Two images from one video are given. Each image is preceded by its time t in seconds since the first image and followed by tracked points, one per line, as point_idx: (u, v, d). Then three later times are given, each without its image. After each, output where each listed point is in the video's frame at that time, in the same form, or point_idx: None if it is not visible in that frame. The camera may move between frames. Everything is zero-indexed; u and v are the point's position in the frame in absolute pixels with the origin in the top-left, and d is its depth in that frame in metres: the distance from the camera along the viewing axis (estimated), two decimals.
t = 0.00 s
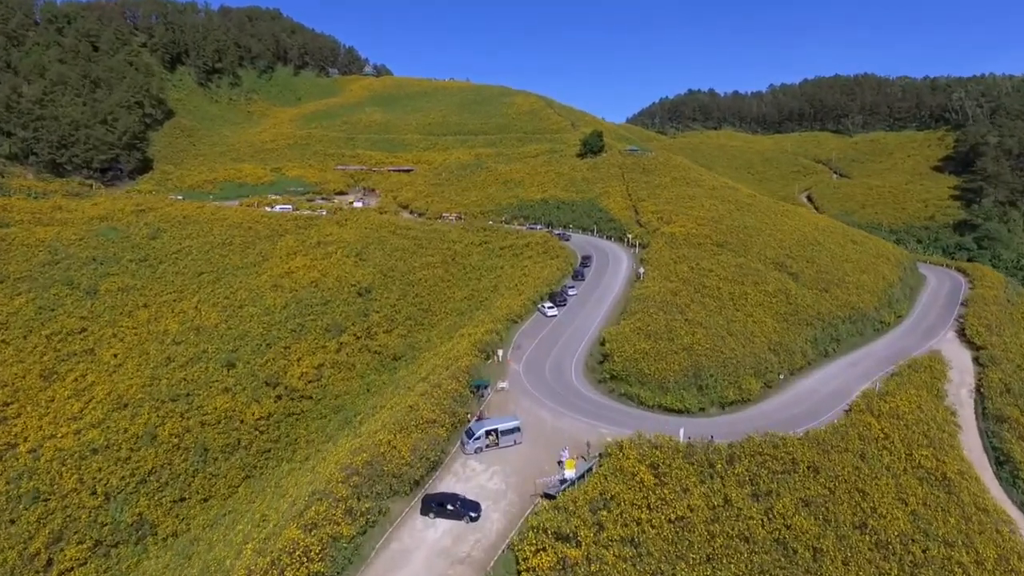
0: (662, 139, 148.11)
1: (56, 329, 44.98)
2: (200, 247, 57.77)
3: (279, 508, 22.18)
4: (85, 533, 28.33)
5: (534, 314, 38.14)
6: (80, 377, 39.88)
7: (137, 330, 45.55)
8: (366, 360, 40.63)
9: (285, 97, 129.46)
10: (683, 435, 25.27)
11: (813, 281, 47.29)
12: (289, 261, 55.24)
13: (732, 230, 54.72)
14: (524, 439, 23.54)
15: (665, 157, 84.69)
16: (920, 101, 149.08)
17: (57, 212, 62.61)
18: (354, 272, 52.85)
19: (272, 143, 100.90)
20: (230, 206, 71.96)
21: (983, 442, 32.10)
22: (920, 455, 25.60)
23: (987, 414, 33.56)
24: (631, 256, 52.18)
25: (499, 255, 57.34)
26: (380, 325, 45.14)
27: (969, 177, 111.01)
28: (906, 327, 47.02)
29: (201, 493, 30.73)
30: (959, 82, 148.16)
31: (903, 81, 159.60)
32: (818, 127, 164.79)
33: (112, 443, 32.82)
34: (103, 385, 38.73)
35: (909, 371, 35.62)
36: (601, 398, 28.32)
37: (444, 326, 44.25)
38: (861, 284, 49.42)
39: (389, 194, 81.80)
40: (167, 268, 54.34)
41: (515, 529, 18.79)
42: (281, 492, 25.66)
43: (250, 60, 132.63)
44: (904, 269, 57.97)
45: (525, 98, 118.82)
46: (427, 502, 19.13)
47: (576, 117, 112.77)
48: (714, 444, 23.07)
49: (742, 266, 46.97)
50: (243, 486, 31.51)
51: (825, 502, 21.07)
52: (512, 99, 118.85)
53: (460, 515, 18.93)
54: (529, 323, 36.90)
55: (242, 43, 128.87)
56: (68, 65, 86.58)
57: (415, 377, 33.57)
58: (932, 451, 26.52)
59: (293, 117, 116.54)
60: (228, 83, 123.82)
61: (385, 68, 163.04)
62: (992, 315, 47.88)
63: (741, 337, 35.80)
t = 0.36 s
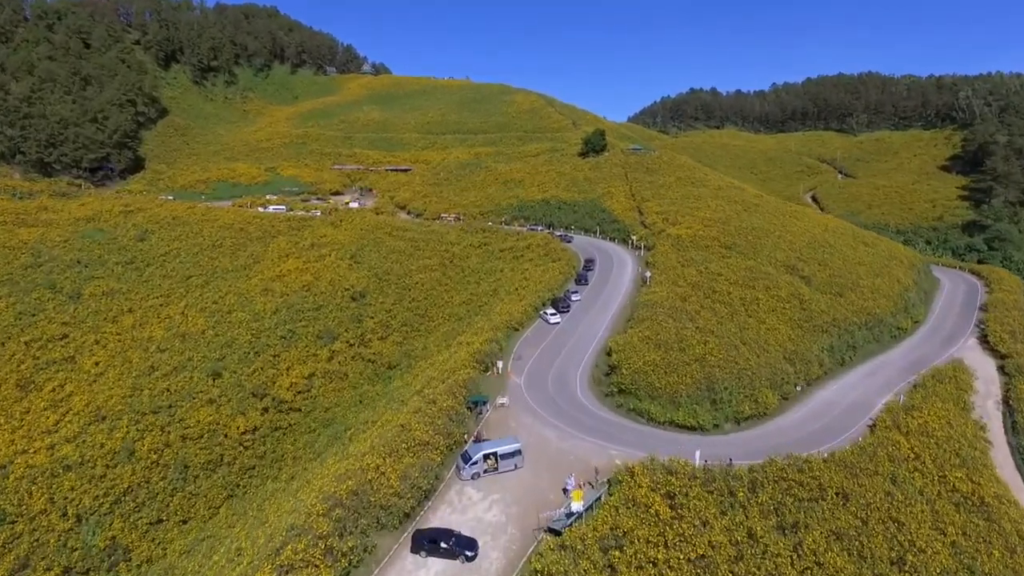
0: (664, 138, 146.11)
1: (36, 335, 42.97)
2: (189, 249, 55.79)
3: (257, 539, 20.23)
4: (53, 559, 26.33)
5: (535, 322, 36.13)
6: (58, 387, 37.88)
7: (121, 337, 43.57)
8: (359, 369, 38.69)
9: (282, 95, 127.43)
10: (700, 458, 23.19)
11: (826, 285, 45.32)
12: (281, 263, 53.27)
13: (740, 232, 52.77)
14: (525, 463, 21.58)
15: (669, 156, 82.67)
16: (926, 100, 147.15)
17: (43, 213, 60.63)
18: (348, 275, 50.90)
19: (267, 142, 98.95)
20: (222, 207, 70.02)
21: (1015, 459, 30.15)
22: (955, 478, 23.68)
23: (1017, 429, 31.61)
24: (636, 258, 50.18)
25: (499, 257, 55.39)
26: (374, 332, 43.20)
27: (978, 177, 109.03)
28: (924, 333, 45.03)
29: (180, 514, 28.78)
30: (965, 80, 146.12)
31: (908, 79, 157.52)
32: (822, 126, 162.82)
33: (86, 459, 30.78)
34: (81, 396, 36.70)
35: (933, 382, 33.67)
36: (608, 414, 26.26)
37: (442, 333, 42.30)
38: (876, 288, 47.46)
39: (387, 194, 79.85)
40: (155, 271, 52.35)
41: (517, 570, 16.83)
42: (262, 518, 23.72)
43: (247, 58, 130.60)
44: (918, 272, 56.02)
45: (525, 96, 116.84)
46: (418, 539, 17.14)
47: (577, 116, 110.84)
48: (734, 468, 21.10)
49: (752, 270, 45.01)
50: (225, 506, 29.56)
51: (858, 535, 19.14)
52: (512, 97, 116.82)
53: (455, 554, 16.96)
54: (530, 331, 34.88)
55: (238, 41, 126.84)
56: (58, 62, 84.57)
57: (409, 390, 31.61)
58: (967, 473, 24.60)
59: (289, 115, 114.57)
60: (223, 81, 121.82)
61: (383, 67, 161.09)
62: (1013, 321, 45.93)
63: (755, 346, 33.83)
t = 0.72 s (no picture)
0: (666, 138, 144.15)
1: (13, 342, 40.90)
2: (178, 252, 53.81)
3: None
4: None
5: (536, 329, 34.16)
6: (33, 398, 35.79)
7: (102, 344, 41.54)
8: (351, 379, 36.75)
9: (278, 94, 125.40)
10: (719, 485, 21.18)
11: (840, 289, 43.36)
12: (272, 267, 51.33)
13: (749, 234, 50.82)
14: (527, 492, 19.68)
15: (673, 155, 80.69)
16: (932, 99, 145.24)
17: (27, 214, 58.65)
18: (342, 279, 48.94)
19: (262, 142, 96.96)
20: (213, 207, 68.09)
21: None
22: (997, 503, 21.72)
23: None
24: (641, 261, 48.25)
25: (499, 260, 53.45)
26: (368, 339, 41.25)
27: (986, 177, 107.10)
28: (944, 339, 43.00)
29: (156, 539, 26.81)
30: (971, 78, 144.18)
31: (913, 78, 155.55)
32: (826, 126, 160.90)
33: (57, 478, 28.71)
34: (57, 408, 34.63)
35: (960, 394, 31.74)
36: (617, 433, 24.28)
37: (438, 341, 40.34)
38: (892, 293, 45.48)
39: (384, 194, 77.87)
40: (141, 275, 50.30)
41: None
42: (240, 549, 21.78)
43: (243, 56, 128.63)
44: (933, 275, 54.09)
45: (526, 94, 114.87)
46: None
47: (578, 114, 108.90)
48: (758, 499, 19.17)
49: (763, 274, 43.08)
50: (204, 531, 27.59)
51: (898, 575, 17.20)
52: (512, 96, 114.85)
53: None
54: (531, 339, 32.90)
55: (234, 39, 124.87)
56: (47, 59, 82.57)
57: (402, 404, 29.68)
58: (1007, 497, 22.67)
59: (285, 114, 112.59)
60: (219, 79, 119.81)
61: (381, 66, 159.09)
62: None
63: (771, 357, 31.85)
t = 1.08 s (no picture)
0: (668, 137, 142.10)
1: None
2: (164, 254, 51.66)
3: None
4: None
5: (538, 339, 32.11)
6: (4, 410, 33.61)
7: (81, 353, 39.40)
8: (341, 391, 34.68)
9: (274, 93, 123.28)
10: (745, 521, 19.11)
11: (857, 295, 41.28)
12: (262, 270, 49.22)
13: (760, 237, 48.76)
14: (531, 529, 17.68)
15: (677, 155, 78.57)
16: (938, 98, 143.27)
17: (10, 215, 56.57)
18: (334, 283, 46.83)
19: (257, 141, 94.91)
20: (204, 208, 66.07)
21: None
22: None
23: None
24: (647, 265, 46.18)
25: (499, 263, 51.34)
26: (360, 347, 39.18)
27: (996, 177, 105.06)
28: (967, 348, 40.92)
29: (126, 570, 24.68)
30: (978, 77, 142.05)
31: (919, 77, 153.43)
32: (830, 125, 158.87)
33: (22, 500, 26.55)
34: (28, 421, 32.47)
35: (993, 409, 29.65)
36: (629, 458, 22.21)
37: (434, 349, 38.26)
38: (911, 298, 43.41)
39: (381, 194, 75.74)
40: (125, 278, 48.17)
41: None
42: None
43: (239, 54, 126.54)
44: (950, 279, 51.98)
45: (526, 93, 112.80)
46: None
47: (580, 113, 106.89)
48: (791, 538, 17.10)
49: (776, 279, 41.00)
50: (179, 560, 25.50)
51: None
52: (512, 94, 112.73)
53: None
54: (533, 350, 30.81)
55: (230, 37, 122.84)
56: (35, 55, 80.46)
57: (394, 421, 27.59)
58: None
59: (281, 113, 110.53)
60: (214, 77, 117.69)
61: (380, 64, 157.04)
62: None
63: (790, 369, 29.77)
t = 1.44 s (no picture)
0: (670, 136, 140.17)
1: None
2: (151, 257, 49.62)
3: None
4: None
5: (541, 350, 30.16)
6: None
7: (58, 362, 37.33)
8: (332, 405, 32.73)
9: (270, 92, 121.28)
10: (773, 565, 17.30)
11: (875, 301, 39.35)
12: (252, 274, 47.23)
13: (771, 239, 46.85)
14: None
15: (682, 155, 76.55)
16: (944, 97, 141.37)
17: None
18: (327, 288, 44.85)
19: (251, 140, 92.93)
20: (195, 209, 64.14)
21: None
22: None
23: None
24: (654, 269, 44.20)
25: (498, 266, 49.39)
26: (353, 356, 37.21)
27: (1006, 177, 103.15)
28: (991, 357, 38.99)
29: None
30: (985, 75, 140.05)
31: (925, 75, 151.43)
32: (835, 124, 156.91)
33: None
34: None
35: None
36: (641, 488, 20.41)
37: (431, 359, 36.30)
38: (930, 303, 41.47)
39: (378, 195, 73.74)
40: (109, 283, 46.14)
41: None
42: None
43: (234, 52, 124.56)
44: (968, 283, 49.98)
45: (527, 91, 110.82)
46: None
47: (582, 111, 104.93)
48: None
49: (790, 284, 39.02)
50: None
51: None
52: (513, 93, 110.69)
53: None
54: (535, 362, 28.86)
55: (225, 34, 120.79)
56: (23, 52, 78.47)
57: (386, 440, 25.61)
58: None
59: (277, 112, 108.57)
60: (209, 76, 115.68)
61: (378, 62, 155.05)
62: None
63: (811, 383, 27.80)
